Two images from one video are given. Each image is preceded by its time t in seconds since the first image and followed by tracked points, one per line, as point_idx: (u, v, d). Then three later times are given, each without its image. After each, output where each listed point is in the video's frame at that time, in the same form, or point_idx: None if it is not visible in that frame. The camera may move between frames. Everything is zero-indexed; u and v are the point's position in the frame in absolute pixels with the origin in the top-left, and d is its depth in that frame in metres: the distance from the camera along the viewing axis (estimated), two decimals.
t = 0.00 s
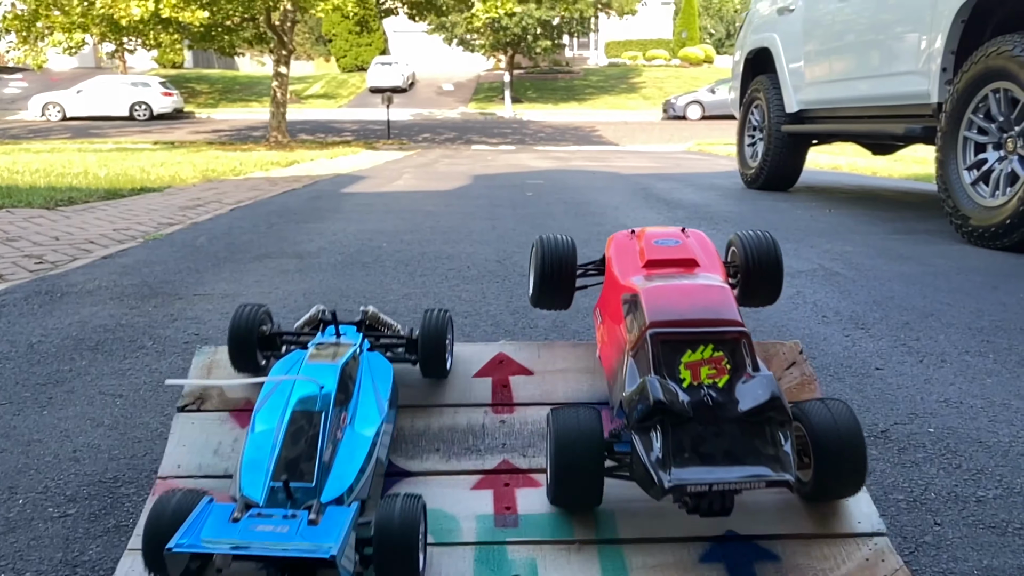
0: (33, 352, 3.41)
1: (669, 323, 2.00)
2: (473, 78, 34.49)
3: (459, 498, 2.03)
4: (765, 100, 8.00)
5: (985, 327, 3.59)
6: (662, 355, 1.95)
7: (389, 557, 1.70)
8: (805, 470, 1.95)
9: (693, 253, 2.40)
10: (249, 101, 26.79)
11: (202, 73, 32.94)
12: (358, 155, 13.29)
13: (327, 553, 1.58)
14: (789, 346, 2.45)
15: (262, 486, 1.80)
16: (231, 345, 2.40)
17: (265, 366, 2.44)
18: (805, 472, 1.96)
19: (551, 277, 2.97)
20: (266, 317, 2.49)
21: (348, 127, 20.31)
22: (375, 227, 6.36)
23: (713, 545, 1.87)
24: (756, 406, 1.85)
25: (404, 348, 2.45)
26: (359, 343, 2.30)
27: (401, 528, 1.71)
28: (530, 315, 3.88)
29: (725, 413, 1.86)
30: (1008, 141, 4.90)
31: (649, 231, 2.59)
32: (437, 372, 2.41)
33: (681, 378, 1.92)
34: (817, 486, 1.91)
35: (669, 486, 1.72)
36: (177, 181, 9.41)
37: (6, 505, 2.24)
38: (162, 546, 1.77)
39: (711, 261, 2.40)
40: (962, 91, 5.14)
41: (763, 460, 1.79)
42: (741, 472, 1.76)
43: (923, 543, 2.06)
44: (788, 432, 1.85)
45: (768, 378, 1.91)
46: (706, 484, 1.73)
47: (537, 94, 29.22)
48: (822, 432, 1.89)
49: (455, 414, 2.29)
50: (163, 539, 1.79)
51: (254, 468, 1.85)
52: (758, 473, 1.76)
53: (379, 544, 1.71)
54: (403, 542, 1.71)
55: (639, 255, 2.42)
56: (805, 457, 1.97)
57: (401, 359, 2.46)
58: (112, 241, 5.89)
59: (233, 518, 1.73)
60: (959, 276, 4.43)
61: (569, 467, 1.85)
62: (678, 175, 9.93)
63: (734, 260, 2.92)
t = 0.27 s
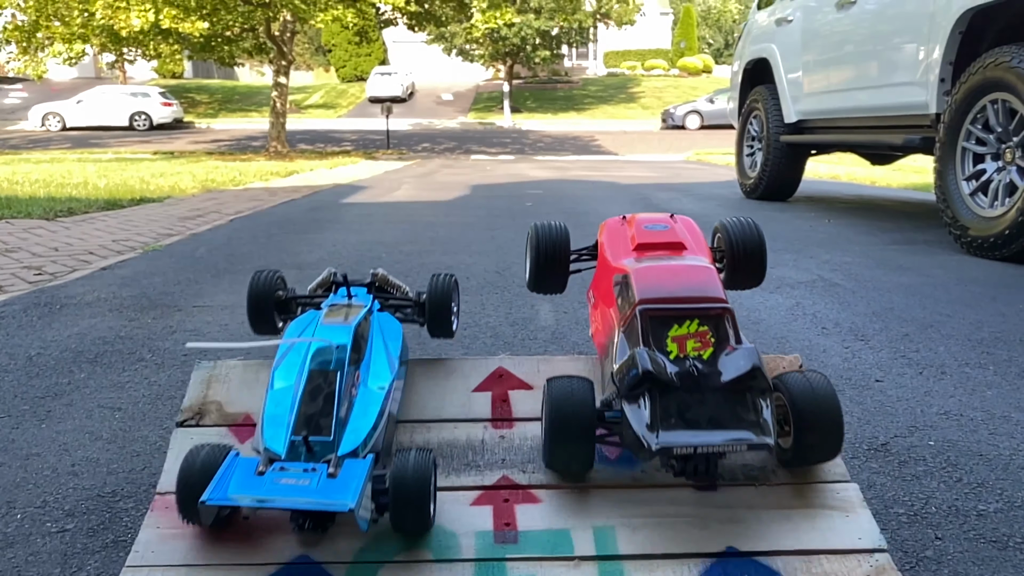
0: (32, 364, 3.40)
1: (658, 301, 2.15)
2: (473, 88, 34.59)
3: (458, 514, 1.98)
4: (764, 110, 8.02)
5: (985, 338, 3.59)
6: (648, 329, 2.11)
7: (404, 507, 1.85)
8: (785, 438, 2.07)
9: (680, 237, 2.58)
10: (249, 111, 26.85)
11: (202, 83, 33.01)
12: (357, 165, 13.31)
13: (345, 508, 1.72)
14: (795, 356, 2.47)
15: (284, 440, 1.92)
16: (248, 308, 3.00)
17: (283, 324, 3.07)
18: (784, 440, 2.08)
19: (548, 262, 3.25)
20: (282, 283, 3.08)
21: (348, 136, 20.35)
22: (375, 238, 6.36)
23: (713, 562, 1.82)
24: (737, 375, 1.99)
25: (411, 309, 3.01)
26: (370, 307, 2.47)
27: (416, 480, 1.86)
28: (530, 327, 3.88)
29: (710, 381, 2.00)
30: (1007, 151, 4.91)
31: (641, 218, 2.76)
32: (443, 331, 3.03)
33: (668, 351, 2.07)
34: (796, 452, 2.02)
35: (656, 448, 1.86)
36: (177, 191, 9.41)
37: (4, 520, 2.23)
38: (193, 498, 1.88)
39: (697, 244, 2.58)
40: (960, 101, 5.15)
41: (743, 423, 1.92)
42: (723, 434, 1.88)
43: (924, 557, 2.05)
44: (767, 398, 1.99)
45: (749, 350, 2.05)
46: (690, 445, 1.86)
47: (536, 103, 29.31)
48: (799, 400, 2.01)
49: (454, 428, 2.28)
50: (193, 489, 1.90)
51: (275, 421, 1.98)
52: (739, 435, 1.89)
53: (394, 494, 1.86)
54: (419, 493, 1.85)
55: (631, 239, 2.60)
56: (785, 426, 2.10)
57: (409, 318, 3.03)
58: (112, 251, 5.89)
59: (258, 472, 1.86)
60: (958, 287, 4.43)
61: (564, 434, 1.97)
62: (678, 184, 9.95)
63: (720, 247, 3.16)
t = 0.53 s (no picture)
0: (33, 373, 3.40)
1: (649, 270, 2.35)
2: (474, 94, 34.66)
3: (459, 524, 1.94)
4: (764, 117, 8.02)
5: (986, 346, 3.58)
6: (640, 294, 2.31)
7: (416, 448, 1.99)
8: (769, 401, 2.19)
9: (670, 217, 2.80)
10: (250, 118, 26.89)
11: (204, 90, 33.08)
12: (358, 171, 13.32)
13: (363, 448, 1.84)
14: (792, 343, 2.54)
15: (306, 389, 2.12)
16: (271, 271, 3.35)
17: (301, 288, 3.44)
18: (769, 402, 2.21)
19: (544, 246, 3.54)
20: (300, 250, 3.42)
21: (349, 143, 20.39)
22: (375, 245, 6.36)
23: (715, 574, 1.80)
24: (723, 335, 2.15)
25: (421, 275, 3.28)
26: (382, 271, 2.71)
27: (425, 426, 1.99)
28: (530, 335, 3.88)
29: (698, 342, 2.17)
30: (1007, 159, 4.91)
31: (632, 204, 2.95)
32: (452, 295, 3.32)
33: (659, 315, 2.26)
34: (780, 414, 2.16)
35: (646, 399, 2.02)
36: (178, 198, 9.43)
37: (4, 530, 2.23)
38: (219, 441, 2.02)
39: (685, 223, 2.79)
40: (960, 108, 5.15)
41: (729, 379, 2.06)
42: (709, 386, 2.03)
43: (927, 568, 2.04)
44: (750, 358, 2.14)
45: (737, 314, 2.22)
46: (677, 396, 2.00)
47: (537, 110, 29.36)
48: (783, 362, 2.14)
49: (455, 440, 2.21)
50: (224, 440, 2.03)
51: (297, 375, 2.19)
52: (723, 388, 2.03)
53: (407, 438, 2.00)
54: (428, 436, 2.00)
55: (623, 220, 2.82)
56: (771, 390, 2.22)
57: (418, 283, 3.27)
58: (112, 259, 5.90)
59: (284, 416, 1.98)
60: (960, 294, 4.43)
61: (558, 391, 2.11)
62: (678, 191, 9.95)
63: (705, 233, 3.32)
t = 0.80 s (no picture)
0: (33, 381, 3.39)
1: (639, 241, 2.56)
2: (475, 100, 34.76)
3: (459, 535, 1.90)
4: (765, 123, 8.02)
5: (987, 354, 3.58)
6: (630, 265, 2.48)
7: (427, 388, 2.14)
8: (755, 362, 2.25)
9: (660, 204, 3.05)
10: (252, 124, 26.96)
11: (206, 96, 33.17)
12: (359, 178, 13.35)
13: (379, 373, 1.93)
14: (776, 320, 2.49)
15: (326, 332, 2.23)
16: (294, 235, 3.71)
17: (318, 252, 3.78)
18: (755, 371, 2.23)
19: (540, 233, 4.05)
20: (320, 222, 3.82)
21: (350, 149, 20.44)
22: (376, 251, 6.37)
23: None
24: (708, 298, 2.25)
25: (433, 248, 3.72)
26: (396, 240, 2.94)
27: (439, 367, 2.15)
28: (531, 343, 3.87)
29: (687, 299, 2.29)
30: (1008, 166, 4.91)
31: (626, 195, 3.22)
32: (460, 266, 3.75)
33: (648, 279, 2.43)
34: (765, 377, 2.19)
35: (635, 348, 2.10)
36: (179, 204, 9.43)
37: (4, 541, 2.23)
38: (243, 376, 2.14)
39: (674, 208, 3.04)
40: (961, 116, 5.14)
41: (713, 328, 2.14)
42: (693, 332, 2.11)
43: None
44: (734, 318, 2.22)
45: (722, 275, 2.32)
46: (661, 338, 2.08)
47: (538, 116, 29.43)
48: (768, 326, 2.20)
49: (454, 451, 2.10)
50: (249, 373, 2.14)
51: (317, 321, 2.28)
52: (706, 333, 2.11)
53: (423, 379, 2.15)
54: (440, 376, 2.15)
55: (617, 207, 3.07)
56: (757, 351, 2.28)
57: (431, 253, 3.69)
58: (114, 266, 5.90)
59: (307, 350, 2.06)
60: (961, 302, 4.42)
61: (554, 343, 2.19)
62: (679, 197, 9.95)
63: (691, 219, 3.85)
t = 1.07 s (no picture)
0: (33, 391, 3.39)
1: (631, 227, 3.28)
2: (475, 108, 34.83)
3: (460, 548, 1.90)
4: (765, 132, 8.04)
5: (988, 364, 3.58)
6: (626, 246, 3.15)
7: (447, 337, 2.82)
8: (739, 332, 2.90)
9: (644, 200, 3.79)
10: (252, 132, 27.00)
11: (206, 104, 33.23)
12: (359, 186, 13.37)
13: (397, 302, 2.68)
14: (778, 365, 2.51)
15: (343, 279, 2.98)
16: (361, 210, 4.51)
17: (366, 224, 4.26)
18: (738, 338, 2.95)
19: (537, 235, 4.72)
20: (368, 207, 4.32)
21: (350, 157, 20.46)
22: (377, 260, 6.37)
23: None
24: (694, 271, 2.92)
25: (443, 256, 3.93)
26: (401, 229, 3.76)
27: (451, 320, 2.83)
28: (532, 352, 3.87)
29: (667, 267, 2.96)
30: (1008, 175, 4.91)
31: (616, 198, 3.95)
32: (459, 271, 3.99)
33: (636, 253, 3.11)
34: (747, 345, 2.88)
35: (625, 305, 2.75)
36: (179, 213, 9.44)
37: (3, 553, 2.22)
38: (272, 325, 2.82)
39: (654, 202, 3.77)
40: (961, 124, 5.15)
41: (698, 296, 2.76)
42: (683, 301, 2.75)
43: None
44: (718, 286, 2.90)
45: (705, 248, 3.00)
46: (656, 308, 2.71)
47: (537, 124, 29.49)
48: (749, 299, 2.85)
49: (455, 463, 2.08)
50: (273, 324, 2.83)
51: (339, 276, 3.04)
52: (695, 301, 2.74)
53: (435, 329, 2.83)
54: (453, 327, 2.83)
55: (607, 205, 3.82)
56: (740, 325, 2.93)
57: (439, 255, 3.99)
58: (114, 274, 5.90)
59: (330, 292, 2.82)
60: (961, 311, 4.42)
61: (551, 316, 2.89)
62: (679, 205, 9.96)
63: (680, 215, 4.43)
